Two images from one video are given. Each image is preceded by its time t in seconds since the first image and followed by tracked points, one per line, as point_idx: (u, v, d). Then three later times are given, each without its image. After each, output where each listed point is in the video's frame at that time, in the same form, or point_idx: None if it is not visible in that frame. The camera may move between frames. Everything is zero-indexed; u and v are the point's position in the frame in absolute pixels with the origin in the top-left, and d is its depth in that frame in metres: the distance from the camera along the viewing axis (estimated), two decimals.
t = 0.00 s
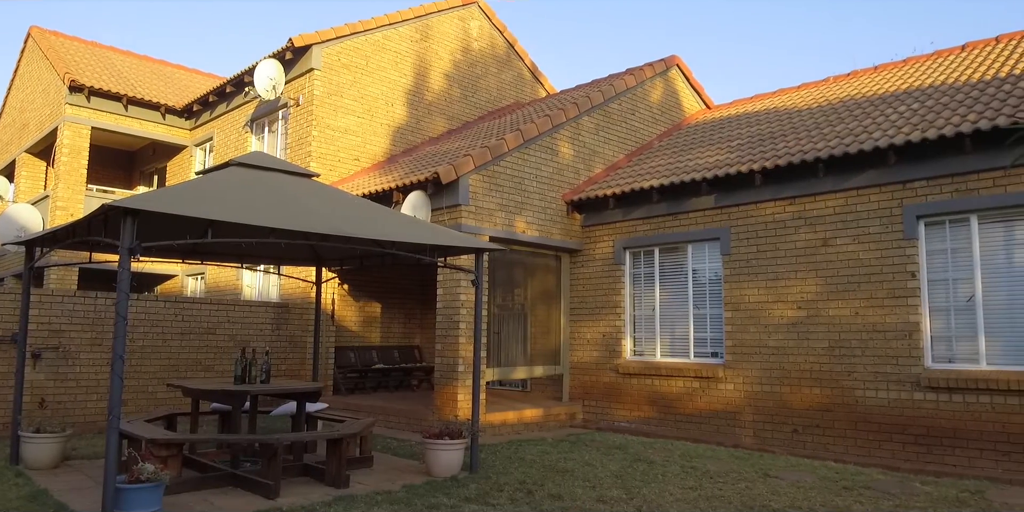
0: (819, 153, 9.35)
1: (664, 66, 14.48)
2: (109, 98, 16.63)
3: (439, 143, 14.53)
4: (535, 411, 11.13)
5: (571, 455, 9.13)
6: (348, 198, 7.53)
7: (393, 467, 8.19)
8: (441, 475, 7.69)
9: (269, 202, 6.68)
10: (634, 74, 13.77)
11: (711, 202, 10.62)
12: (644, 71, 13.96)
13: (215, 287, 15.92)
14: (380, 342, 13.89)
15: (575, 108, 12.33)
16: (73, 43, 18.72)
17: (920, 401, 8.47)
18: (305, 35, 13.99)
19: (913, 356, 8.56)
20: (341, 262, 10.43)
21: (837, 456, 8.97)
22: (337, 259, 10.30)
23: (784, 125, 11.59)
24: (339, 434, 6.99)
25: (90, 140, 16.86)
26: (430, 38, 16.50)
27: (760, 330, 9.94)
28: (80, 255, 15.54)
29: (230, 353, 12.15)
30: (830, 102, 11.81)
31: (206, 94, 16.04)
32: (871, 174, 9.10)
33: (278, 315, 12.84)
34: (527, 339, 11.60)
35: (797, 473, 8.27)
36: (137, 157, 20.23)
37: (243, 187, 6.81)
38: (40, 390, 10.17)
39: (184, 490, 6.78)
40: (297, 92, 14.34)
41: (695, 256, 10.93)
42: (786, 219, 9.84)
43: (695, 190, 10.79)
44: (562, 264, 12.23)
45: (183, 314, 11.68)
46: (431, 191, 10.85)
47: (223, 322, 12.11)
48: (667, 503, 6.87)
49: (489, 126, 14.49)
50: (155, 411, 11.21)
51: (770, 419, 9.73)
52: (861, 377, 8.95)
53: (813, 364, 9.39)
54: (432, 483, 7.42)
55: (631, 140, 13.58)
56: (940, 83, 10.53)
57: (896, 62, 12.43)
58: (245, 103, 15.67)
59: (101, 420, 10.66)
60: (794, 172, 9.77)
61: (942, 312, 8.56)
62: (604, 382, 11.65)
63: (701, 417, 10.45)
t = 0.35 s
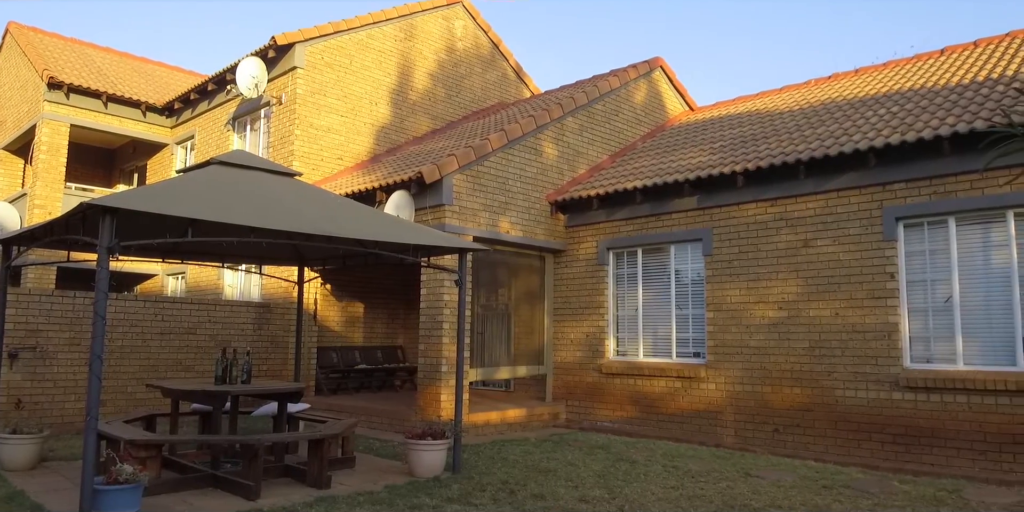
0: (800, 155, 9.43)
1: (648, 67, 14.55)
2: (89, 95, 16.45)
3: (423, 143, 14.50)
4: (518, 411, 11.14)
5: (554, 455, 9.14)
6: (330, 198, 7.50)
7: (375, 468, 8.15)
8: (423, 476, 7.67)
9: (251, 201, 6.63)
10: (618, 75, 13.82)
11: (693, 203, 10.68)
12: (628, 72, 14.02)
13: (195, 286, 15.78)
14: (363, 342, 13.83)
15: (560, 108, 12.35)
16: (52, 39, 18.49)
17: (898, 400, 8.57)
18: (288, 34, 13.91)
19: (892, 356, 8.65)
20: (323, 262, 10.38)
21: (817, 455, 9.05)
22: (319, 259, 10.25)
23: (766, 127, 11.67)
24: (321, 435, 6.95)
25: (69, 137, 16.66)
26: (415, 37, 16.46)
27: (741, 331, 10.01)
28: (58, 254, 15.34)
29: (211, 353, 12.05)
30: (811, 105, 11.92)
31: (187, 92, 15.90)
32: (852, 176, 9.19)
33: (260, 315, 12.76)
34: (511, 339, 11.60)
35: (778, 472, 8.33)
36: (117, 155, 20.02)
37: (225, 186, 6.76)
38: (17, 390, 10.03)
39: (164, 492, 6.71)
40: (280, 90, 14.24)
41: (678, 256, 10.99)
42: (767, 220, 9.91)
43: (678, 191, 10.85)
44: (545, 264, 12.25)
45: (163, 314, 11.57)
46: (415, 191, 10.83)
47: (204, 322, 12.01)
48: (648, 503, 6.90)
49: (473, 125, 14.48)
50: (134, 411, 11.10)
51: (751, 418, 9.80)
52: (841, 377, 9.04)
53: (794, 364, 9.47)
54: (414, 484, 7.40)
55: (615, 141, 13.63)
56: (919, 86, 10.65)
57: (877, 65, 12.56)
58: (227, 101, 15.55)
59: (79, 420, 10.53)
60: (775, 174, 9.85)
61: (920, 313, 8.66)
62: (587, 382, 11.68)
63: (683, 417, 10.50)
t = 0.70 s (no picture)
0: (782, 157, 9.50)
1: (632, 69, 14.61)
2: (68, 92, 16.26)
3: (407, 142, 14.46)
4: (502, 411, 11.14)
5: (537, 455, 9.16)
6: (313, 197, 7.46)
7: (358, 469, 8.12)
8: (406, 477, 7.65)
9: (233, 200, 6.58)
10: (602, 76, 13.86)
11: (677, 204, 10.74)
12: (613, 74, 14.07)
13: (176, 286, 15.64)
14: (346, 343, 13.77)
15: (544, 109, 12.38)
16: (30, 35, 18.27)
17: (878, 400, 8.66)
18: (271, 32, 13.82)
19: (872, 356, 8.75)
20: (306, 262, 10.32)
21: (798, 455, 9.13)
22: (302, 259, 10.19)
23: (748, 129, 11.76)
24: (303, 435, 6.92)
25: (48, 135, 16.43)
26: (399, 37, 16.42)
27: (723, 331, 10.08)
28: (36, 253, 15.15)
29: (192, 354, 11.95)
30: (793, 108, 12.02)
31: (168, 90, 15.75)
32: (832, 178, 9.28)
33: (242, 315, 12.68)
34: (495, 339, 11.60)
35: (760, 471, 8.38)
36: (97, 153, 19.80)
37: (206, 186, 6.70)
38: None
39: (144, 493, 6.65)
40: (263, 89, 14.15)
41: (661, 257, 11.04)
42: (750, 221, 9.98)
43: (662, 193, 10.90)
44: (530, 264, 12.27)
45: (143, 314, 11.47)
46: (399, 191, 10.80)
47: (185, 322, 11.92)
48: (630, 503, 6.93)
49: (458, 125, 14.47)
50: (114, 412, 10.98)
51: (733, 418, 9.86)
52: (822, 377, 9.12)
53: (775, 364, 9.54)
54: (397, 485, 7.38)
55: (599, 142, 13.67)
56: (900, 89, 10.77)
57: (858, 69, 12.69)
58: (209, 99, 15.43)
59: (57, 421, 10.40)
60: (757, 175, 9.92)
61: (899, 314, 8.76)
62: (571, 382, 11.70)
63: (666, 417, 10.55)
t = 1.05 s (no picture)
0: (763, 159, 9.58)
1: (615, 70, 14.66)
2: (46, 89, 16.04)
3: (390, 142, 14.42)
4: (485, 412, 11.13)
5: (520, 455, 9.16)
6: (295, 196, 7.41)
7: (339, 470, 8.08)
8: (388, 478, 7.62)
9: (212, 199, 6.53)
10: (586, 77, 13.91)
11: (659, 205, 10.79)
12: (596, 75, 14.12)
13: (156, 285, 15.47)
14: (328, 343, 13.69)
15: (527, 110, 12.39)
16: (7, 31, 18.01)
17: (856, 400, 8.75)
18: (252, 30, 13.72)
19: (851, 357, 8.84)
20: (287, 262, 10.25)
21: (778, 454, 9.22)
22: (284, 259, 10.12)
23: (730, 131, 11.85)
24: (284, 436, 6.87)
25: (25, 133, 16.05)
26: (383, 36, 16.36)
27: (705, 332, 10.14)
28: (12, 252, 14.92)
29: (171, 354, 11.84)
30: (774, 110, 12.12)
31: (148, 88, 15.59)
32: (812, 180, 9.36)
33: (223, 315, 12.58)
34: (477, 340, 11.59)
35: (740, 471, 8.44)
36: (75, 150, 19.55)
37: (185, 184, 6.64)
38: None
39: (121, 495, 6.58)
40: (244, 87, 14.04)
41: (644, 258, 11.08)
42: (731, 223, 10.05)
43: (644, 194, 10.95)
44: (513, 265, 12.27)
45: (122, 314, 11.35)
46: (381, 190, 10.76)
47: (164, 322, 11.80)
48: (612, 503, 6.96)
49: (441, 125, 14.45)
50: (91, 413, 10.85)
51: (714, 418, 9.93)
52: (801, 377, 9.20)
53: (756, 364, 9.61)
54: (379, 486, 7.35)
55: (582, 143, 13.70)
56: (879, 93, 10.90)
57: (838, 72, 12.82)
58: (190, 97, 15.28)
59: (33, 423, 10.26)
60: (738, 177, 9.99)
61: (878, 314, 8.87)
62: (553, 383, 11.72)
63: (647, 417, 10.59)
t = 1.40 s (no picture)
0: (745, 161, 9.64)
1: (599, 71, 14.71)
2: (23, 85, 15.82)
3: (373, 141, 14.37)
4: (468, 412, 11.12)
5: (502, 455, 9.17)
6: (276, 195, 7.36)
7: (320, 470, 8.05)
8: (369, 479, 7.59)
9: (192, 198, 6.46)
10: (569, 78, 13.94)
11: (642, 206, 10.84)
12: (580, 76, 14.17)
13: (135, 285, 15.32)
14: (309, 343, 13.62)
15: (511, 110, 12.40)
16: None
17: (835, 399, 8.84)
18: (234, 27, 13.61)
19: (830, 357, 8.93)
20: (269, 261, 10.18)
21: (758, 453, 9.29)
22: (265, 258, 10.05)
23: (712, 132, 11.92)
24: (264, 437, 6.83)
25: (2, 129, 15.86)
26: (366, 34, 16.30)
27: (686, 332, 10.20)
28: None
29: (150, 354, 11.72)
30: (756, 112, 12.21)
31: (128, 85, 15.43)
32: (793, 182, 9.44)
33: (203, 315, 12.47)
34: (460, 340, 11.58)
35: (721, 470, 8.50)
36: (52, 148, 19.30)
37: (164, 183, 6.57)
38: None
39: (98, 497, 6.50)
40: (226, 85, 13.94)
41: (626, 258, 11.13)
42: (713, 224, 10.12)
43: (627, 194, 10.99)
44: (496, 265, 12.28)
45: (100, 313, 11.22)
46: (364, 190, 10.72)
47: (143, 321, 11.68)
48: (592, 502, 6.98)
49: (425, 125, 14.42)
50: (69, 414, 10.72)
51: (696, 417, 9.98)
52: (782, 377, 9.28)
53: (737, 364, 9.68)
54: (360, 486, 7.32)
55: (566, 144, 13.73)
56: (859, 95, 11.01)
57: (819, 75, 12.94)
58: (170, 94, 15.14)
59: (8, 424, 10.12)
60: (720, 179, 10.06)
61: (857, 315, 8.96)
62: (536, 383, 11.74)
63: (630, 416, 10.64)
